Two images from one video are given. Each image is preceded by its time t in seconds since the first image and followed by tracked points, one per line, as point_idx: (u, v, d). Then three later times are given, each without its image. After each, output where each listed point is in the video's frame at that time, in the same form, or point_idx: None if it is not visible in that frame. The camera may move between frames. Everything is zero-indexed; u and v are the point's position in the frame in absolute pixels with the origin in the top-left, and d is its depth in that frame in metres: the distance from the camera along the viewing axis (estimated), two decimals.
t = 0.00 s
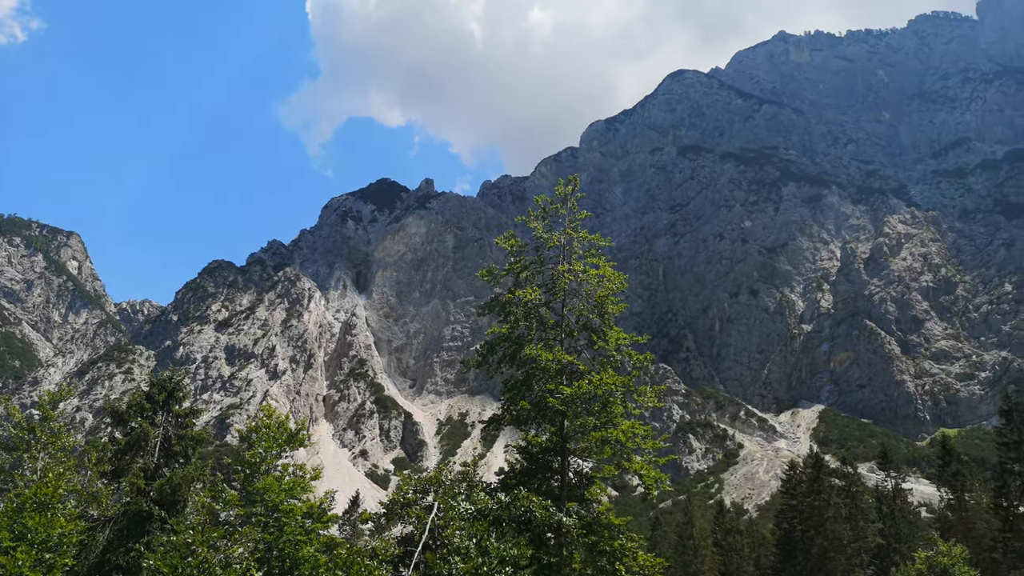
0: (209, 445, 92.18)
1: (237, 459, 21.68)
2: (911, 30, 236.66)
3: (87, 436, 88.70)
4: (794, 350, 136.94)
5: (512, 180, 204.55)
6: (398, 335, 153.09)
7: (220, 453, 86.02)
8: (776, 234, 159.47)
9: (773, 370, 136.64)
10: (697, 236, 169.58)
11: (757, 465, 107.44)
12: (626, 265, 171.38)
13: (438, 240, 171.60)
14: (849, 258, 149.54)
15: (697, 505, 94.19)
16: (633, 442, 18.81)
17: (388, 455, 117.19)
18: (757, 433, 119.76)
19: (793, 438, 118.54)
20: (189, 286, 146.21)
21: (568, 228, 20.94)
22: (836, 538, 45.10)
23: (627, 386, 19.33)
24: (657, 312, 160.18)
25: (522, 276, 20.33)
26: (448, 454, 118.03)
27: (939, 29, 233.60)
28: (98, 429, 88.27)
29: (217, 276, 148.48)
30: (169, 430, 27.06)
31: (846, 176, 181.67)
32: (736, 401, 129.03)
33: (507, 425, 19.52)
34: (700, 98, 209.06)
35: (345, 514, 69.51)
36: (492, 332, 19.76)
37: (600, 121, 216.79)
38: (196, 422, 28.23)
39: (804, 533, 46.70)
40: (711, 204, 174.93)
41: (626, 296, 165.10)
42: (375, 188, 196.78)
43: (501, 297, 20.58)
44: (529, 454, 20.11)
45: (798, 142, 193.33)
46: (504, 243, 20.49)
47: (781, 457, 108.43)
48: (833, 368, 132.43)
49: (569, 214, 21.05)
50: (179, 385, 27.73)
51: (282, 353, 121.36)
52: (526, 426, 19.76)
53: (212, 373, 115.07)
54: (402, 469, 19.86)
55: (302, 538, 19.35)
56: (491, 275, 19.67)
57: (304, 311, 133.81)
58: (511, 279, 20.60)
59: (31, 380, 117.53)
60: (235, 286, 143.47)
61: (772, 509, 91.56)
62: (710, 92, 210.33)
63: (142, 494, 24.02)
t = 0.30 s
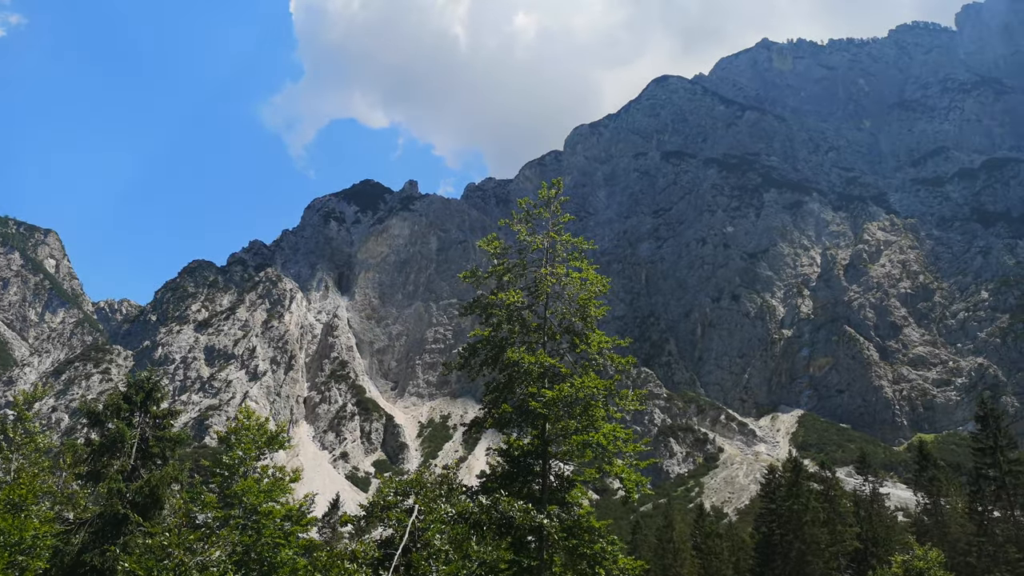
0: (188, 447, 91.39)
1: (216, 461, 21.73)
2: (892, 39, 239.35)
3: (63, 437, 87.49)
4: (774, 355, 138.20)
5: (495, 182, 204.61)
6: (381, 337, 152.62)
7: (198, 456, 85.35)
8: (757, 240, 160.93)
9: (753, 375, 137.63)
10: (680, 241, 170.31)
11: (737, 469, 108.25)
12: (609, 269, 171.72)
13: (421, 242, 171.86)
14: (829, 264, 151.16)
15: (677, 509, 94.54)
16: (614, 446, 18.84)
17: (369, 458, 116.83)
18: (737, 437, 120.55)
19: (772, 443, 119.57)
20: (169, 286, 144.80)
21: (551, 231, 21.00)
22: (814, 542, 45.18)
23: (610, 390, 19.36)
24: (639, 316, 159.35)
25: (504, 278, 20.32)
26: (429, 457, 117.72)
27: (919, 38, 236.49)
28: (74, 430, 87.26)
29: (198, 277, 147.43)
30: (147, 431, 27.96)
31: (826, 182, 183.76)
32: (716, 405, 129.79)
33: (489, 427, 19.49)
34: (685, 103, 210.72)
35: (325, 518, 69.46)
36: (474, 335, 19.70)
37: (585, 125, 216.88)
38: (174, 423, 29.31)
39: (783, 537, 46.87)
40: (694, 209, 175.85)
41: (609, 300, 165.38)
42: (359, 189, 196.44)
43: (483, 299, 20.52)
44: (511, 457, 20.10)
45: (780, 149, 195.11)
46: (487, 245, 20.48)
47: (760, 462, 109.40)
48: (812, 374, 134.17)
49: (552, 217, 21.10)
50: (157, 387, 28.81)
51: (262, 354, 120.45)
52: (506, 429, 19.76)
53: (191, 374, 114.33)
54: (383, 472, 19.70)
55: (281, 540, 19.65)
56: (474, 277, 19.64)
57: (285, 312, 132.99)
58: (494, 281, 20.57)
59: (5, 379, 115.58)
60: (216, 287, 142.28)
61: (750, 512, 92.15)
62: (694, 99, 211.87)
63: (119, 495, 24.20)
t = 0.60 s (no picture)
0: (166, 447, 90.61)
1: (193, 462, 22.20)
2: (874, 48, 242.33)
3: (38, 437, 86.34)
4: (755, 359, 139.10)
5: (479, 184, 204.60)
6: (363, 338, 151.97)
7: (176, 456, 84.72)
8: (739, 245, 161.64)
9: (734, 379, 138.46)
10: (663, 245, 170.96)
11: (718, 472, 108.82)
12: (593, 272, 171.95)
13: (405, 243, 171.85)
14: (810, 270, 152.46)
15: (658, 512, 94.78)
16: (596, 448, 18.87)
17: (350, 459, 116.31)
18: (718, 441, 121.33)
19: (753, 446, 120.32)
20: (149, 285, 143.23)
21: (535, 234, 21.05)
22: (793, 546, 45.43)
23: (591, 393, 19.40)
24: (622, 319, 159.28)
25: (487, 280, 20.32)
26: (411, 458, 117.44)
27: (901, 48, 239.11)
28: (51, 430, 86.21)
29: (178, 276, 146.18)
30: (124, 432, 27.82)
31: (808, 189, 185.33)
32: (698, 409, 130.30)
33: (470, 430, 19.45)
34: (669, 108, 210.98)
35: (306, 519, 69.36)
36: (457, 336, 19.70)
37: (570, 128, 217.23)
38: (153, 423, 29.08)
39: (763, 540, 47.42)
40: (677, 214, 176.99)
41: (592, 302, 165.53)
42: (342, 189, 195.75)
43: (467, 301, 20.50)
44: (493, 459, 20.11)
45: (762, 155, 196.67)
46: (470, 247, 20.47)
47: (741, 465, 110.15)
48: (793, 378, 135.35)
49: (536, 219, 21.16)
50: (135, 386, 28.52)
51: (243, 354, 119.53)
52: (489, 431, 19.77)
53: (170, 374, 113.54)
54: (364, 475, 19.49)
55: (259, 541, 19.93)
56: (458, 279, 19.63)
57: (267, 312, 131.65)
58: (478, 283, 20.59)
59: None
60: (196, 286, 140.81)
61: (730, 516, 92.65)
62: (679, 103, 212.25)
63: (95, 497, 24.17)
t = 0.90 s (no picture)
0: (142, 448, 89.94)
1: (171, 463, 22.24)
2: (855, 57, 245.73)
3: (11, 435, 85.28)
4: (735, 363, 139.95)
5: (463, 186, 204.39)
6: (344, 340, 151.24)
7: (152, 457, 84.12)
8: (721, 250, 162.45)
9: (714, 383, 139.30)
10: (645, 249, 171.77)
11: (697, 475, 109.58)
12: (575, 275, 172.50)
13: (388, 244, 171.14)
14: (789, 276, 153.86)
15: (638, 514, 95.27)
16: (577, 451, 18.91)
17: (329, 461, 115.54)
18: (697, 444, 122.03)
19: (731, 449, 121.20)
20: (127, 283, 141.54)
21: (519, 237, 21.09)
22: (771, 549, 45.75)
23: (573, 396, 19.43)
24: (604, 322, 159.70)
25: (470, 282, 20.30)
26: (391, 460, 117.05)
27: (881, 58, 242.24)
28: (25, 429, 85.25)
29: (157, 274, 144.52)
30: (100, 431, 28.13)
31: (788, 196, 186.83)
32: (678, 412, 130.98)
33: (452, 432, 19.38)
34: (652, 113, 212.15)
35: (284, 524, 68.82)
36: (438, 338, 19.67)
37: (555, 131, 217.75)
38: (130, 423, 29.51)
39: (741, 544, 48.02)
40: (660, 218, 177.91)
41: (575, 306, 165.90)
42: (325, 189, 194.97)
43: (449, 303, 20.47)
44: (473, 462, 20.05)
45: (744, 161, 198.11)
46: (454, 248, 20.42)
47: (719, 469, 110.95)
48: (772, 383, 136.37)
49: (520, 222, 21.18)
50: (113, 386, 28.77)
51: (222, 354, 118.70)
52: (470, 434, 19.73)
53: (148, 374, 113.48)
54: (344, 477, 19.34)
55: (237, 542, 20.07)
56: (440, 280, 19.63)
57: (247, 312, 130.89)
58: (460, 285, 20.58)
59: None
60: (175, 285, 139.46)
61: (710, 519, 93.36)
62: (662, 109, 213.41)
63: (69, 498, 24.82)
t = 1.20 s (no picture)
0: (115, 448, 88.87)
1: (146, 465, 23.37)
2: (834, 65, 248.91)
3: None
4: (713, 368, 140.78)
5: (444, 187, 204.22)
6: (323, 340, 150.22)
7: (124, 458, 83.16)
8: (700, 254, 163.49)
9: (692, 387, 140.02)
10: (625, 253, 172.48)
11: (674, 479, 110.15)
12: (556, 278, 172.74)
13: (367, 245, 171.81)
14: (767, 281, 155.24)
15: (615, 518, 95.48)
16: (555, 454, 19.00)
17: (306, 463, 114.80)
18: (675, 448, 122.55)
19: (708, 453, 121.96)
20: (101, 281, 139.36)
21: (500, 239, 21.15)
22: (746, 552, 46.57)
23: (552, 399, 19.49)
24: (584, 326, 159.75)
25: (451, 284, 20.33)
26: (369, 462, 116.47)
27: (859, 67, 245.70)
28: None
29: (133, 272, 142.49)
30: (72, 432, 29.35)
31: (767, 202, 188.72)
32: (656, 416, 131.44)
33: (430, 434, 19.35)
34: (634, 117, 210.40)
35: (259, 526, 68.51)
36: (418, 339, 19.65)
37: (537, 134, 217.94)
38: (101, 423, 30.72)
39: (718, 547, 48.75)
40: (640, 222, 178.83)
41: (555, 308, 165.94)
42: (305, 189, 193.80)
43: (429, 305, 20.45)
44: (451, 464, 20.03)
45: (725, 166, 199.66)
46: (434, 250, 20.46)
47: (696, 472, 111.65)
48: (749, 387, 137.46)
49: (501, 224, 21.25)
50: (84, 386, 29.94)
51: (198, 354, 117.47)
52: (449, 436, 19.74)
53: (122, 373, 112.05)
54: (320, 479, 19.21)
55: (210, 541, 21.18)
56: (420, 282, 19.57)
57: (224, 311, 129.36)
58: (441, 287, 20.58)
59: None
60: (151, 283, 137.72)
61: (686, 522, 93.59)
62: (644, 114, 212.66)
63: (39, 500, 25.14)
